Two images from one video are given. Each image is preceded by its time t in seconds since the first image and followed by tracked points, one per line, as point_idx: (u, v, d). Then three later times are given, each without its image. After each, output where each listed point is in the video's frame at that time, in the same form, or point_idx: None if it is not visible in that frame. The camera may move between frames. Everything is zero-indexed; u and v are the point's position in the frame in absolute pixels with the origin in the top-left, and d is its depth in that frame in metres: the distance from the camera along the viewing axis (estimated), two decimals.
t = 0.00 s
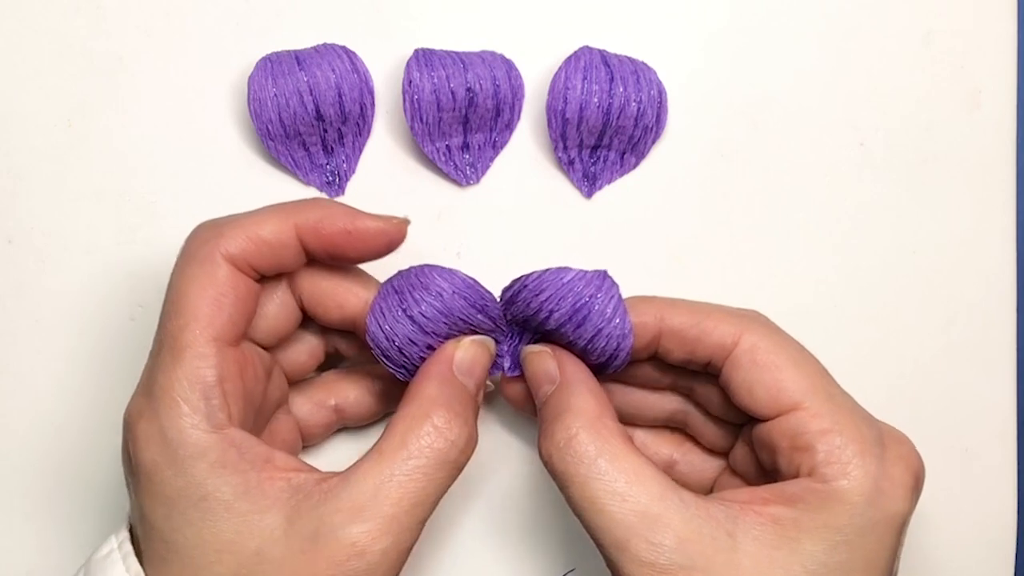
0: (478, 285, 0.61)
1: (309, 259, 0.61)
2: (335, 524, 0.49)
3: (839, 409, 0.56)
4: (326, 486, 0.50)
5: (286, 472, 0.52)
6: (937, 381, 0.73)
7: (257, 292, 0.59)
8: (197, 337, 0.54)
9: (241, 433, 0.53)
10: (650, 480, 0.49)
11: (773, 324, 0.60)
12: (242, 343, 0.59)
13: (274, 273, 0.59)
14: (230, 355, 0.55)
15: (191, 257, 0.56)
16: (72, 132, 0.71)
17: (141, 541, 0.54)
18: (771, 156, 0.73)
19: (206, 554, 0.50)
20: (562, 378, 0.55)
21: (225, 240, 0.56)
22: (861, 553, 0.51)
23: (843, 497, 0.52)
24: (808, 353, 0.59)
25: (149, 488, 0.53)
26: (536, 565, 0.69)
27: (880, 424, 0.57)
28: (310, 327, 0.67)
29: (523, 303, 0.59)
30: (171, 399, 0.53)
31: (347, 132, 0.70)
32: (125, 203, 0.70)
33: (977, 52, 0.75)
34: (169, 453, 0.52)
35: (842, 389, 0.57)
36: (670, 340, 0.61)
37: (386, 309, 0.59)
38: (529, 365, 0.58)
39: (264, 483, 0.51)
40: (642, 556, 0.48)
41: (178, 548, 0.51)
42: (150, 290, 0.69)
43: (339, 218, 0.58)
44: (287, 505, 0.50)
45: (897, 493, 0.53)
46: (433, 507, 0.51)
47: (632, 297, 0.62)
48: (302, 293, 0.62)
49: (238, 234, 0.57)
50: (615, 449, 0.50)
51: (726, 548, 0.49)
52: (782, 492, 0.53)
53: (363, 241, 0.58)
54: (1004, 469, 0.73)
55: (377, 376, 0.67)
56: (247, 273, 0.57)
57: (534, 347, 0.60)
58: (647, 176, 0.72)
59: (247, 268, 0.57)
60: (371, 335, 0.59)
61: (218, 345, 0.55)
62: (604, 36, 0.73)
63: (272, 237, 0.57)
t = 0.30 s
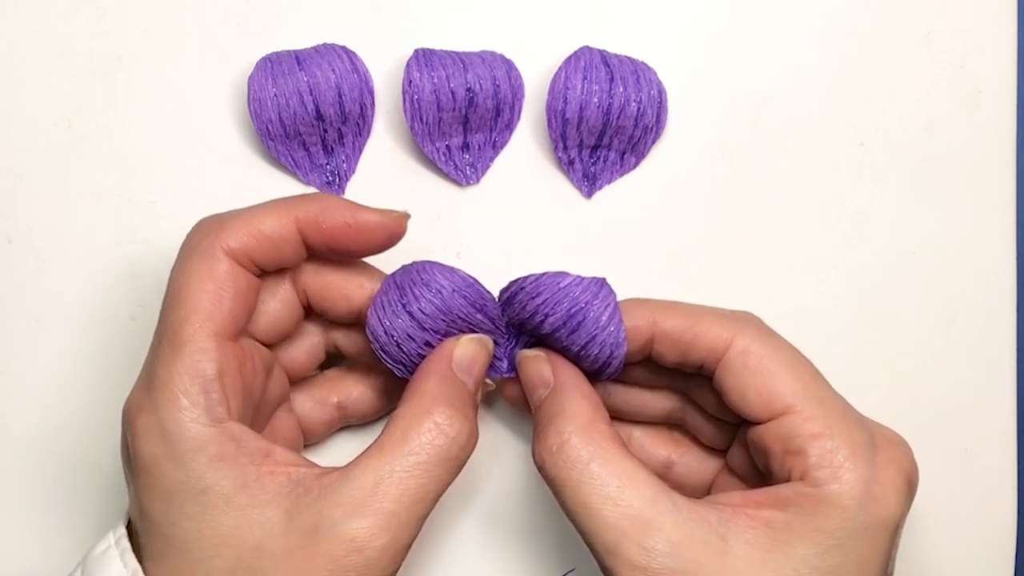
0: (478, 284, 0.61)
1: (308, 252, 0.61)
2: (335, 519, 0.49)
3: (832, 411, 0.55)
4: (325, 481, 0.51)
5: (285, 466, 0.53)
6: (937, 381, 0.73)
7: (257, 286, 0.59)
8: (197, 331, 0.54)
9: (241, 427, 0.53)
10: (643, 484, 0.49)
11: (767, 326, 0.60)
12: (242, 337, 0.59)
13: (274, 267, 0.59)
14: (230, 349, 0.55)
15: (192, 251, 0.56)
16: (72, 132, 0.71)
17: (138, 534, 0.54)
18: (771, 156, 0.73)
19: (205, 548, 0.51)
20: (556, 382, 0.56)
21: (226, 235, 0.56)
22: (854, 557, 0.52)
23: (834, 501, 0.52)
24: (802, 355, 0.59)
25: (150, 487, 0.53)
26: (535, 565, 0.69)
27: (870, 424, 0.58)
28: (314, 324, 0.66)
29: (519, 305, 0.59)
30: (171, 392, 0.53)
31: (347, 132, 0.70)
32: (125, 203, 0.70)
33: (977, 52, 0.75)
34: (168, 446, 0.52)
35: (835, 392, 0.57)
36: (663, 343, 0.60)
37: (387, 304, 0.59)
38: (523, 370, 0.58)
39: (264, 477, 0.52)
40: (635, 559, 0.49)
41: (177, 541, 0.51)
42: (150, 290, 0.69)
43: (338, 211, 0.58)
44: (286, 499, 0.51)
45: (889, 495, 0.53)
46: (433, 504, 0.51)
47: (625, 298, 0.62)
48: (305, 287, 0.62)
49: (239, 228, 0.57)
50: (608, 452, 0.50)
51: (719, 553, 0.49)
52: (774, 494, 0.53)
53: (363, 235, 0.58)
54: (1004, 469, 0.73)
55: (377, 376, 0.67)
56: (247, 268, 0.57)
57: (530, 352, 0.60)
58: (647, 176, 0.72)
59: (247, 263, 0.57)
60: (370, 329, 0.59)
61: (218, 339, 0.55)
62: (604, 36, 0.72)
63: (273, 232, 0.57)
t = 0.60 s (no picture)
0: (476, 285, 0.61)
1: (315, 259, 0.61)
2: (345, 525, 0.49)
3: (828, 412, 0.56)
4: (334, 488, 0.50)
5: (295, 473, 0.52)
6: (937, 381, 0.73)
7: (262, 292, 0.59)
8: (206, 339, 0.54)
9: (250, 435, 0.53)
10: (640, 487, 0.49)
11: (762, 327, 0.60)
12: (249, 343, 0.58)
13: (279, 273, 0.59)
14: (240, 357, 0.55)
15: (198, 260, 0.56)
16: (71, 132, 0.71)
17: (150, 542, 0.54)
18: (771, 156, 0.73)
19: (217, 557, 0.51)
20: (551, 385, 0.55)
21: (232, 241, 0.56)
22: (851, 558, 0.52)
23: (832, 501, 0.52)
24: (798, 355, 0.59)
25: (160, 494, 0.53)
26: (535, 565, 0.69)
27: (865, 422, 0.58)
28: (312, 322, 0.66)
29: (516, 306, 0.59)
30: (181, 403, 0.53)
31: (347, 132, 0.70)
32: (125, 203, 0.70)
33: (977, 52, 0.75)
34: (180, 457, 0.52)
35: (831, 391, 0.57)
36: (659, 344, 0.60)
37: (385, 306, 0.59)
38: (517, 370, 0.58)
39: (273, 485, 0.51)
40: (634, 562, 0.49)
41: (190, 550, 0.51)
42: (150, 290, 0.69)
43: (342, 214, 0.58)
44: (296, 507, 0.50)
45: (886, 496, 0.54)
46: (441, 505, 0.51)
47: (620, 300, 0.62)
48: (305, 290, 0.63)
49: (245, 235, 0.57)
50: (604, 455, 0.50)
51: (718, 555, 0.49)
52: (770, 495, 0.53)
53: (369, 240, 0.58)
54: (1004, 469, 0.73)
55: (377, 375, 0.67)
56: (254, 275, 0.57)
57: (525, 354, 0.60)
58: (646, 176, 0.72)
59: (254, 270, 0.57)
60: (369, 332, 0.59)
61: (227, 346, 0.55)
62: (604, 36, 0.73)
63: (279, 238, 0.58)
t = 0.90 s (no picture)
0: (484, 291, 0.60)
1: (324, 263, 0.61)
2: (350, 532, 0.49)
3: (808, 403, 0.56)
4: (340, 495, 0.50)
5: (302, 480, 0.52)
6: (937, 381, 0.73)
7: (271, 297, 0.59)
8: (215, 345, 0.54)
9: (258, 441, 0.54)
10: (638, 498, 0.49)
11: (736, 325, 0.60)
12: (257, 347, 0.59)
13: (289, 277, 0.60)
14: (248, 363, 0.55)
15: (206, 265, 0.56)
16: (71, 132, 0.71)
17: (156, 546, 0.54)
18: (771, 156, 0.73)
19: (223, 563, 0.51)
20: (538, 399, 0.55)
21: (240, 246, 0.57)
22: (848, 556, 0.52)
23: (825, 494, 0.52)
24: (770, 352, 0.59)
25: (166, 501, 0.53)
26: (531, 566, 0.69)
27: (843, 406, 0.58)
28: (317, 322, 0.67)
29: (519, 306, 0.59)
30: (190, 409, 0.53)
31: (347, 132, 0.70)
32: (125, 203, 0.70)
33: (977, 52, 0.75)
34: (187, 463, 0.52)
35: (808, 384, 0.57)
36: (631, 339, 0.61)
37: (390, 309, 0.59)
38: (503, 384, 0.57)
39: (280, 492, 0.51)
40: None
41: (197, 555, 0.51)
42: (150, 290, 0.69)
43: (351, 219, 0.58)
44: (302, 514, 0.50)
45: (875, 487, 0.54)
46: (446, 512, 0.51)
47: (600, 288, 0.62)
48: (312, 294, 0.62)
49: (255, 240, 0.57)
50: (597, 468, 0.49)
51: (716, 560, 0.49)
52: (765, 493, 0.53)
53: (379, 245, 0.59)
54: (1004, 469, 0.73)
55: (377, 376, 0.67)
56: (263, 280, 0.57)
57: (512, 369, 0.59)
58: (647, 176, 0.72)
59: (262, 275, 0.57)
60: (375, 336, 0.59)
61: (235, 352, 0.55)
62: (604, 36, 0.73)
63: (289, 243, 0.58)
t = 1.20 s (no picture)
0: (475, 289, 0.60)
1: (320, 259, 0.61)
2: (345, 529, 0.49)
3: (797, 411, 0.55)
4: (337, 491, 0.50)
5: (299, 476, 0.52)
6: (937, 382, 0.73)
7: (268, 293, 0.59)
8: (211, 342, 0.54)
9: (256, 437, 0.54)
10: (632, 493, 0.49)
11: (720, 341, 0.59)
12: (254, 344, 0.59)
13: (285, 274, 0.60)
14: (245, 359, 0.56)
15: (203, 262, 0.56)
16: (71, 132, 0.71)
17: (155, 543, 0.55)
18: (771, 157, 0.73)
19: (222, 559, 0.51)
20: (542, 392, 0.55)
21: (237, 243, 0.57)
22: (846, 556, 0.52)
23: (819, 495, 0.52)
24: (754, 364, 0.58)
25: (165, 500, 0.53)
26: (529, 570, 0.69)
27: (830, 407, 0.58)
28: (313, 321, 0.67)
29: (513, 319, 0.59)
30: (188, 405, 0.53)
31: (347, 133, 0.70)
32: (125, 203, 0.70)
33: (977, 52, 0.75)
34: (185, 459, 0.52)
35: (797, 392, 0.56)
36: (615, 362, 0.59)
37: (383, 307, 0.59)
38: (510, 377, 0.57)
39: (277, 489, 0.51)
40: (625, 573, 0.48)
41: (195, 551, 0.51)
42: (150, 290, 0.69)
43: (347, 216, 0.58)
44: (300, 511, 0.50)
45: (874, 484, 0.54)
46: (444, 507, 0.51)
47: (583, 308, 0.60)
48: (308, 291, 0.63)
49: (252, 237, 0.57)
50: (594, 461, 0.50)
51: (710, 558, 0.49)
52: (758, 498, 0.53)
53: (375, 241, 0.59)
54: (1004, 469, 0.73)
55: (377, 376, 0.67)
56: (260, 276, 0.57)
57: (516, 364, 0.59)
58: (647, 176, 0.72)
59: (259, 272, 0.57)
60: (368, 333, 0.59)
61: (232, 349, 0.55)
62: (604, 36, 0.73)
63: (285, 240, 0.58)
